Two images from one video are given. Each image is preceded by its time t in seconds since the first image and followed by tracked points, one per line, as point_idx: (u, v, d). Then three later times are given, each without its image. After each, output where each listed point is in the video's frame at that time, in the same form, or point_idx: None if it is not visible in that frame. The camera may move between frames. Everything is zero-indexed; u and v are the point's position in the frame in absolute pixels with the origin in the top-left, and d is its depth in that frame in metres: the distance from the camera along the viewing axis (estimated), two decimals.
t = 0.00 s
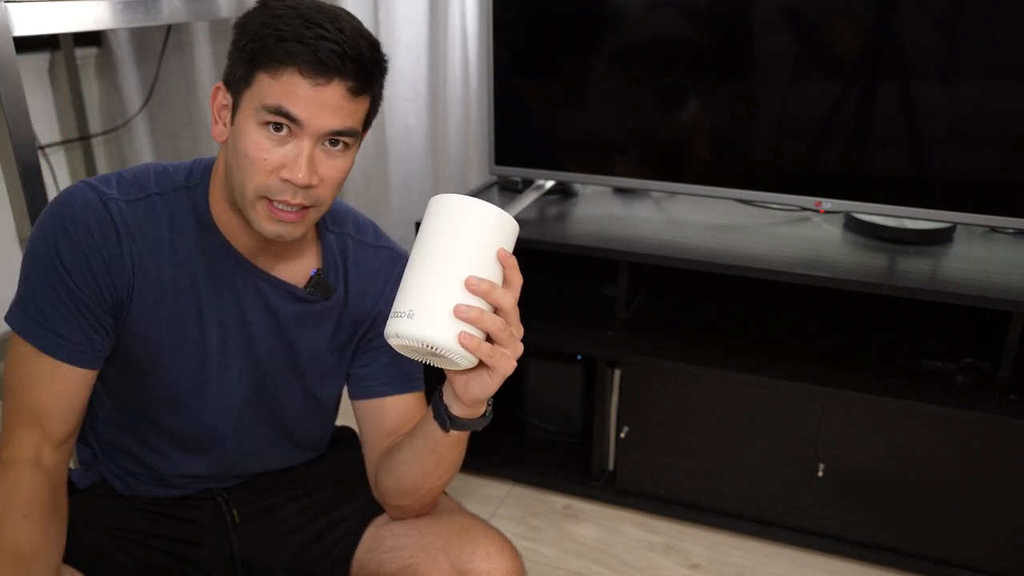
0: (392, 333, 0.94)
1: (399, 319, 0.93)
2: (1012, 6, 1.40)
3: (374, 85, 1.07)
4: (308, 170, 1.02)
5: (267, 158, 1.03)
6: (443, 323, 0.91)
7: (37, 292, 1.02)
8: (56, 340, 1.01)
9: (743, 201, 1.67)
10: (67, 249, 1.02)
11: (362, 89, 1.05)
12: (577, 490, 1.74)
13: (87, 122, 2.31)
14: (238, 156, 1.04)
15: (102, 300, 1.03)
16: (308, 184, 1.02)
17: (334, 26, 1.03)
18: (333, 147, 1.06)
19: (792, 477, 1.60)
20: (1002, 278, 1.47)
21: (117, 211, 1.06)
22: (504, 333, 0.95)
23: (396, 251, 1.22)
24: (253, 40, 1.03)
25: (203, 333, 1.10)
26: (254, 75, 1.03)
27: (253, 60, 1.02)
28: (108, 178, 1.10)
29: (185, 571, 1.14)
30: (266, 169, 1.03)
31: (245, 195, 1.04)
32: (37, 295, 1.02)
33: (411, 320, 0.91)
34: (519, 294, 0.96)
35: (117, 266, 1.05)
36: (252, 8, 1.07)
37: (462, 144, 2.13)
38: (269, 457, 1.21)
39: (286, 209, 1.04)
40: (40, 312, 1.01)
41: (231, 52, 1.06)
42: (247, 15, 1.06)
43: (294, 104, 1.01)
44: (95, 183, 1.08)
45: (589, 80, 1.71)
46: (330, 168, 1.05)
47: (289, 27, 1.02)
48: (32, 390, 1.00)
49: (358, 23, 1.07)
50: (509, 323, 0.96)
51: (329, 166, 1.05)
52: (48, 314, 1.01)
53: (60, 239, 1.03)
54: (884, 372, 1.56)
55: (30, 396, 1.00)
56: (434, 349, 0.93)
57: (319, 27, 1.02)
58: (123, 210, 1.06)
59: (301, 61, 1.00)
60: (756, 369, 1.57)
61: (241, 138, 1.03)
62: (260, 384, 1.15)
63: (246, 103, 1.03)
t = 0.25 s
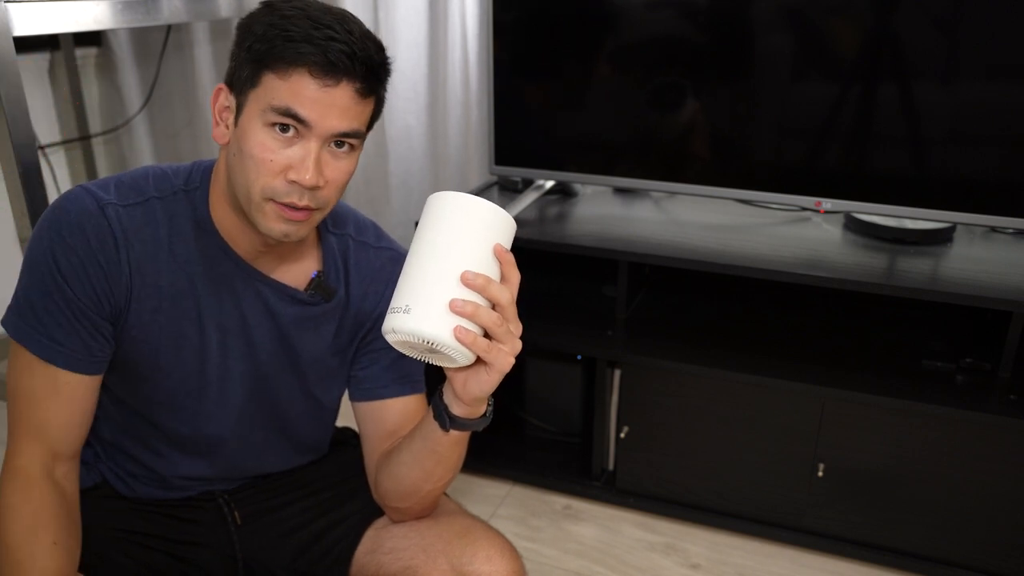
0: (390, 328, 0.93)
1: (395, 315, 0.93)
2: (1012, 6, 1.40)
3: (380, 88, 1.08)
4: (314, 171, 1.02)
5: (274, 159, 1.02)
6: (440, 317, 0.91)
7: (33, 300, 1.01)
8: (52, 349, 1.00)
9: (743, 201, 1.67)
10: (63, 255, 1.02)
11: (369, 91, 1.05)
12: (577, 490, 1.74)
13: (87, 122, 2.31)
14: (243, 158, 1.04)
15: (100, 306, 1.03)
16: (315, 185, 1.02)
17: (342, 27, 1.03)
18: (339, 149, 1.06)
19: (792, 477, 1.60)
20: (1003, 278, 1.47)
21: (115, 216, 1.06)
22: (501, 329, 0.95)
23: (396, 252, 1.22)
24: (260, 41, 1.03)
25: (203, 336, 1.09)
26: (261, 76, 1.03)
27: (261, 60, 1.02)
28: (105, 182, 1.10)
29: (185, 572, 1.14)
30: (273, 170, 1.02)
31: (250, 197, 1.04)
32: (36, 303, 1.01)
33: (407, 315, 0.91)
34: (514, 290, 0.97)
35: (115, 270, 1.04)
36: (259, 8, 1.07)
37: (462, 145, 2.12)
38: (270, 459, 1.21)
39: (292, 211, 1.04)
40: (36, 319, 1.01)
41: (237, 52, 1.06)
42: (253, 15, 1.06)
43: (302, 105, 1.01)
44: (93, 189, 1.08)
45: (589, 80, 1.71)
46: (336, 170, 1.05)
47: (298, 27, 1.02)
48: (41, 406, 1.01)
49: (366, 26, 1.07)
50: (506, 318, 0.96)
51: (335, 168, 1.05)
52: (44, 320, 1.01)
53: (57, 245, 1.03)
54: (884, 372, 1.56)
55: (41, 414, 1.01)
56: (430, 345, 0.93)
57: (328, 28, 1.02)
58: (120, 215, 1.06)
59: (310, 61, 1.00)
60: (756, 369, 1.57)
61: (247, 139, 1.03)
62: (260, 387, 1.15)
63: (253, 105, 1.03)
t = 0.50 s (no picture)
0: (387, 326, 0.93)
1: (393, 313, 0.93)
2: (1012, 6, 1.40)
3: (374, 91, 1.08)
4: (308, 176, 1.02)
5: (267, 164, 1.02)
6: (437, 318, 0.91)
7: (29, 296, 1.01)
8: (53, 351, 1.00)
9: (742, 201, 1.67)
10: (60, 254, 1.02)
11: (363, 94, 1.05)
12: (577, 490, 1.74)
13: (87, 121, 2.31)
14: (236, 162, 1.04)
15: (96, 306, 1.03)
16: (309, 190, 1.02)
17: (336, 30, 1.03)
18: (333, 153, 1.06)
19: (792, 477, 1.60)
20: (1003, 278, 1.47)
21: (110, 216, 1.06)
22: (498, 333, 0.94)
23: (394, 253, 1.21)
24: (253, 44, 1.03)
25: (198, 337, 1.09)
26: (254, 79, 1.02)
27: (254, 64, 1.02)
28: (100, 182, 1.10)
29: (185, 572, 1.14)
30: (267, 175, 1.02)
31: (243, 201, 1.04)
32: (32, 303, 1.01)
33: (405, 314, 0.91)
34: (516, 296, 0.97)
35: (110, 270, 1.04)
36: (251, 10, 1.06)
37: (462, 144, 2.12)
38: (267, 459, 1.21)
39: (285, 215, 1.04)
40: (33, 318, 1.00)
41: (230, 55, 1.06)
42: (246, 17, 1.06)
43: (295, 110, 1.01)
44: (88, 189, 1.08)
45: (589, 80, 1.71)
46: (330, 174, 1.05)
47: (292, 31, 1.02)
48: (46, 408, 1.00)
49: (360, 29, 1.07)
50: (504, 323, 0.96)
51: (329, 172, 1.05)
52: (41, 319, 1.00)
53: (52, 244, 1.02)
54: (884, 372, 1.56)
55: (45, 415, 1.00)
56: (427, 346, 0.93)
57: (322, 32, 1.02)
58: (116, 215, 1.06)
59: (304, 66, 1.00)
60: (755, 369, 1.57)
61: (241, 143, 1.03)
62: (255, 388, 1.15)
63: (246, 109, 1.03)
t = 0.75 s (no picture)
0: (384, 323, 0.93)
1: (390, 310, 0.93)
2: (1012, 6, 1.40)
3: (381, 92, 1.08)
4: (321, 177, 1.02)
5: (279, 165, 1.02)
6: (433, 315, 0.91)
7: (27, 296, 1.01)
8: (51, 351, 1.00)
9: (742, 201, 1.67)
10: (57, 253, 1.02)
11: (372, 95, 1.05)
12: (577, 490, 1.74)
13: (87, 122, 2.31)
14: (246, 163, 1.03)
15: (95, 305, 1.03)
16: (321, 191, 1.02)
17: (345, 32, 1.04)
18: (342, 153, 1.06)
19: (792, 477, 1.60)
20: (1003, 278, 1.47)
21: (108, 215, 1.06)
22: (495, 332, 0.94)
23: (393, 253, 1.21)
24: (263, 44, 1.02)
25: (195, 336, 1.09)
26: (264, 80, 1.02)
27: (264, 65, 1.02)
28: (98, 182, 1.10)
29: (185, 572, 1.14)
30: (279, 176, 1.02)
31: (253, 202, 1.04)
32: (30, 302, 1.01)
33: (401, 311, 0.91)
34: (513, 294, 0.97)
35: (108, 270, 1.04)
36: (257, 12, 1.06)
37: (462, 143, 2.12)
38: (265, 459, 1.21)
39: (296, 216, 1.04)
40: (31, 318, 1.00)
41: (236, 56, 1.05)
42: (251, 19, 1.06)
43: (308, 110, 1.01)
44: (85, 189, 1.08)
45: (589, 80, 1.71)
46: (339, 174, 1.05)
47: (303, 32, 1.02)
48: (42, 407, 1.00)
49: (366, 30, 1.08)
50: (500, 322, 0.96)
51: (339, 172, 1.05)
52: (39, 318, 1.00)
53: (49, 243, 1.02)
54: (884, 372, 1.56)
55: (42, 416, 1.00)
56: (423, 343, 0.93)
57: (333, 33, 1.03)
58: (113, 214, 1.06)
59: (316, 67, 1.00)
60: (755, 369, 1.57)
61: (252, 144, 1.03)
62: (253, 388, 1.15)
63: (255, 109, 1.03)
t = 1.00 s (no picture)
0: (385, 322, 0.93)
1: (390, 309, 0.93)
2: (1012, 6, 1.40)
3: (372, 85, 1.08)
4: (310, 172, 1.02)
5: (269, 161, 1.02)
6: (434, 313, 0.91)
7: (27, 275, 0.96)
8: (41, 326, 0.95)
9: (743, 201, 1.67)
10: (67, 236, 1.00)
11: (361, 88, 1.05)
12: (577, 490, 1.74)
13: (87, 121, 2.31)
14: (237, 160, 1.04)
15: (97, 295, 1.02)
16: (311, 186, 1.03)
17: (332, 26, 1.03)
18: (333, 148, 1.06)
19: (792, 477, 1.60)
20: (1003, 278, 1.47)
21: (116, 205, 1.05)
22: (496, 330, 0.94)
23: (393, 253, 1.22)
24: (251, 42, 1.02)
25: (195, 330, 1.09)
26: (253, 77, 1.02)
27: (252, 61, 1.02)
28: (106, 172, 1.10)
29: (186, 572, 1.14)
30: (270, 172, 1.02)
31: (246, 199, 1.04)
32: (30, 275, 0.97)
33: (402, 310, 0.92)
34: (514, 292, 0.96)
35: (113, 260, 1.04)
36: (246, 10, 1.06)
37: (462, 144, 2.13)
38: (266, 457, 1.21)
39: (289, 211, 1.04)
40: (29, 292, 0.96)
41: (228, 54, 1.06)
42: (242, 16, 1.06)
43: (295, 106, 1.01)
44: (96, 177, 1.08)
45: (589, 80, 1.71)
46: (331, 169, 1.05)
47: (290, 28, 1.02)
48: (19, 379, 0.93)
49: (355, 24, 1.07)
50: (501, 321, 0.95)
51: (330, 167, 1.05)
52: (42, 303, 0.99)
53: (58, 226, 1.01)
54: (884, 372, 1.56)
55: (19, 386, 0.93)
56: (424, 342, 0.93)
57: (319, 28, 1.02)
58: (122, 205, 1.06)
59: (303, 62, 1.00)
60: (755, 369, 1.57)
61: (242, 141, 1.03)
62: (253, 384, 1.15)
63: (245, 107, 1.03)
